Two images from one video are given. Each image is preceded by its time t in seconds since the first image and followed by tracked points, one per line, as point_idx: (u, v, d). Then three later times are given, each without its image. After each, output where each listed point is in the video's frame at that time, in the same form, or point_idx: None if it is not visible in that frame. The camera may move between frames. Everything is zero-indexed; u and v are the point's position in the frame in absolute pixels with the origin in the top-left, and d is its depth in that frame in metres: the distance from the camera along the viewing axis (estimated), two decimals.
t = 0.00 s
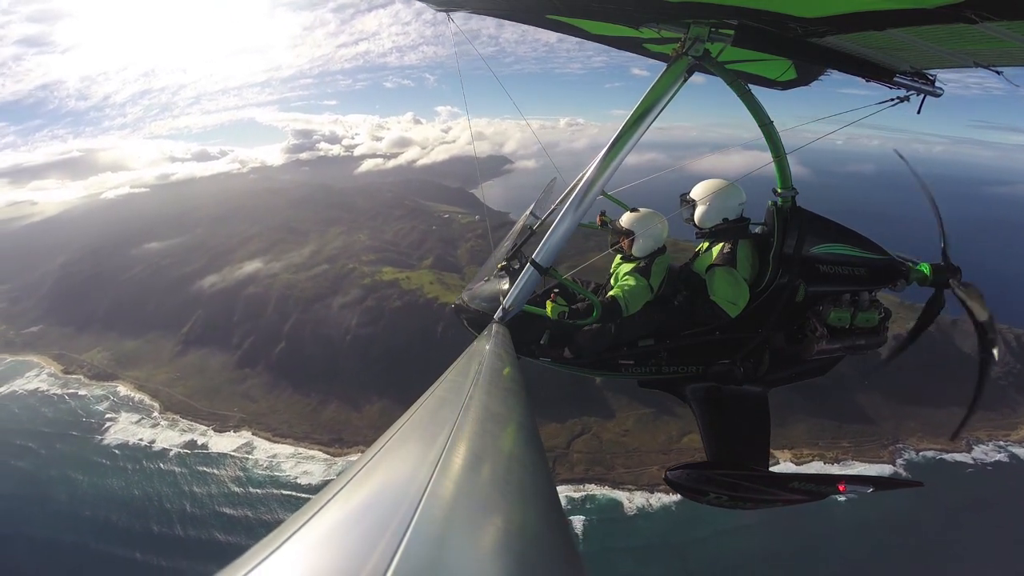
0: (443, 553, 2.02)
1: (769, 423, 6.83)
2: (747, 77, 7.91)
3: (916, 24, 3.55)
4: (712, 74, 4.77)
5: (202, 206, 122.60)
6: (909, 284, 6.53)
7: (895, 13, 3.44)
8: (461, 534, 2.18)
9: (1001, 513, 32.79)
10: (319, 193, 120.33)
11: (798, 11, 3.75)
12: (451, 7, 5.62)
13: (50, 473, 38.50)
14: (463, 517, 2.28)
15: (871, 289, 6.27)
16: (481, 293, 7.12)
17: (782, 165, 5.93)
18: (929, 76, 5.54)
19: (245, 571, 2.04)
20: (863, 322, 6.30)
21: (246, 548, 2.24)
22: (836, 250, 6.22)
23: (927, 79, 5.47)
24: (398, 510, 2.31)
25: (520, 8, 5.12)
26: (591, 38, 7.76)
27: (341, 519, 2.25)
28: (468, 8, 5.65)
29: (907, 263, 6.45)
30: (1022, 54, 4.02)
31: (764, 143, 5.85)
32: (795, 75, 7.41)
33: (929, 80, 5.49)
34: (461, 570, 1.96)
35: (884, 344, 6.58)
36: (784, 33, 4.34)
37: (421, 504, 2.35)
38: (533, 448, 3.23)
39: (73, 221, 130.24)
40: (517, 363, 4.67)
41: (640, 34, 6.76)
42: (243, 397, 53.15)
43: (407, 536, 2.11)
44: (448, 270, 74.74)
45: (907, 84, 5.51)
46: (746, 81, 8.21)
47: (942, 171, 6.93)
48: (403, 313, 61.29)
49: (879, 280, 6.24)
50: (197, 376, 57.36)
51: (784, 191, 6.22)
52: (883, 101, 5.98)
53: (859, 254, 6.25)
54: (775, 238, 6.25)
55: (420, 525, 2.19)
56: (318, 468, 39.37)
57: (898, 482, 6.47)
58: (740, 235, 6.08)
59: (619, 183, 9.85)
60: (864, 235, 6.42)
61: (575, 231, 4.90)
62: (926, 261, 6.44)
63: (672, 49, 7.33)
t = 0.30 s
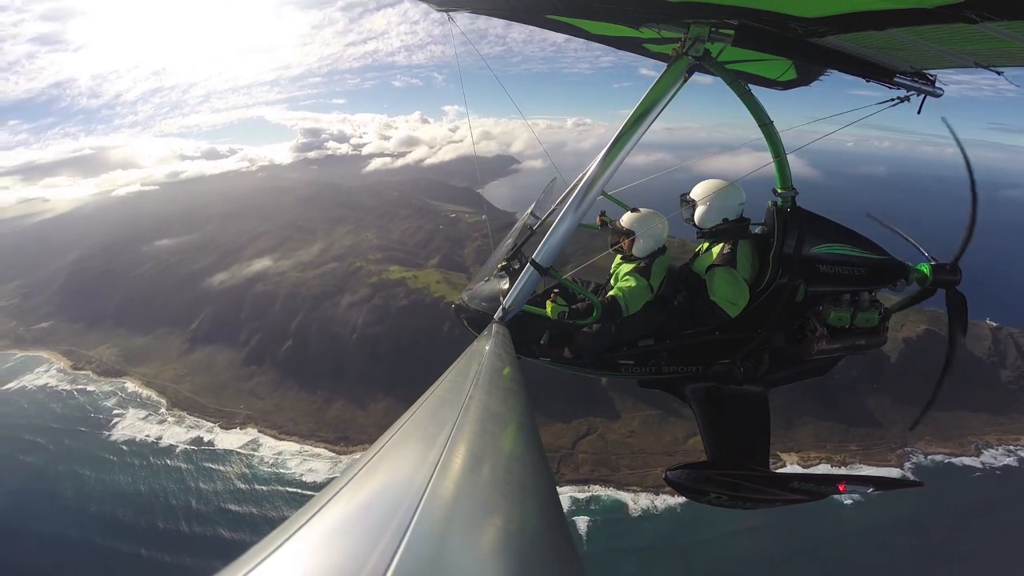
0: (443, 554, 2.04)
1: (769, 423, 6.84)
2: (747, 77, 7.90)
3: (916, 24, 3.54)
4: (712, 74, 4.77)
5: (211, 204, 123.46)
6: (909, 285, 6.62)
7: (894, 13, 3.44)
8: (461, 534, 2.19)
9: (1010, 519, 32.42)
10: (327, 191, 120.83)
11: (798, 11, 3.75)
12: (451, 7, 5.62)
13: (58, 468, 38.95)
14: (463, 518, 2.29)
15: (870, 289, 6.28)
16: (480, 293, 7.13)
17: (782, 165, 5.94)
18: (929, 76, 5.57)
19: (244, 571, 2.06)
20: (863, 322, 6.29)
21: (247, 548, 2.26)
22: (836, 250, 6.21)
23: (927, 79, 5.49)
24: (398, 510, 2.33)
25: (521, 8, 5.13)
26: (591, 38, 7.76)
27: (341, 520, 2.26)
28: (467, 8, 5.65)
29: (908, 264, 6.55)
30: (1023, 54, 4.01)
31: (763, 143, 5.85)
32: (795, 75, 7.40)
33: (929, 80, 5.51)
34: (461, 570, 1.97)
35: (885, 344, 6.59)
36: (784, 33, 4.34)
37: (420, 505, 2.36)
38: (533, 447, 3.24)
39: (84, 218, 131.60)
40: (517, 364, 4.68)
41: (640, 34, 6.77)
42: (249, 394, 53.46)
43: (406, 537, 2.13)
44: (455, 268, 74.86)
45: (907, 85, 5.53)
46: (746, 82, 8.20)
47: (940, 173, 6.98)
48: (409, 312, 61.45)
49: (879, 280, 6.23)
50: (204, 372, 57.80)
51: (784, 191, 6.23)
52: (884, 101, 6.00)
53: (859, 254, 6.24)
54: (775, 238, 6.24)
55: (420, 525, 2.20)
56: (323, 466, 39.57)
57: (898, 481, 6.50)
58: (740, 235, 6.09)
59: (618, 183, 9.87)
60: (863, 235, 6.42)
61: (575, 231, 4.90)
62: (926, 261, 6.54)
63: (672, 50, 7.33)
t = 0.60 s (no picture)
0: (444, 556, 2.05)
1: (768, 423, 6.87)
2: (747, 77, 7.88)
3: (915, 24, 3.53)
4: (712, 74, 4.76)
5: (220, 202, 124.34)
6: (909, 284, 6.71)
7: (894, 13, 3.43)
8: (462, 537, 2.20)
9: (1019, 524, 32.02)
10: (335, 189, 121.23)
11: (798, 11, 3.75)
12: (451, 7, 5.62)
13: (66, 463, 39.36)
14: (464, 519, 2.31)
15: (870, 289, 6.29)
16: (480, 293, 7.15)
17: (782, 165, 5.96)
18: (928, 76, 5.60)
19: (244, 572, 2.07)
20: (864, 322, 6.31)
21: (248, 547, 2.28)
22: (836, 250, 6.21)
23: (928, 79, 5.51)
24: (398, 510, 2.34)
25: (522, 8, 5.13)
26: (591, 38, 7.77)
27: (342, 518, 2.28)
28: (467, 8, 5.64)
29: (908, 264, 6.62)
30: None
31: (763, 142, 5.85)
32: (795, 75, 7.38)
33: (929, 80, 5.53)
34: (462, 571, 1.99)
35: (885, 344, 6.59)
36: (784, 34, 4.33)
37: (421, 504, 2.39)
38: (533, 447, 3.27)
39: (95, 214, 132.94)
40: (517, 364, 4.70)
41: (640, 34, 6.77)
42: (256, 391, 53.78)
43: (408, 536, 2.16)
44: (461, 267, 74.91)
45: (907, 84, 5.55)
46: (746, 82, 8.18)
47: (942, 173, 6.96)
48: (416, 311, 61.56)
49: (879, 280, 6.24)
50: (212, 369, 58.20)
51: (784, 191, 6.23)
52: (884, 101, 6.04)
53: (860, 254, 6.25)
54: (775, 238, 6.23)
55: (419, 526, 2.22)
56: (328, 463, 39.76)
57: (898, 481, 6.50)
58: (740, 235, 6.09)
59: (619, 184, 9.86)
60: (864, 235, 6.42)
61: (575, 231, 4.92)
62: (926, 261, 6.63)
63: (672, 50, 7.31)
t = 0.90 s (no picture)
0: (444, 554, 2.08)
1: (768, 423, 6.88)
2: (747, 77, 7.86)
3: (916, 23, 3.54)
4: (712, 74, 4.77)
5: (229, 197, 124.99)
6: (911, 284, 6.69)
7: (893, 14, 3.45)
8: (462, 534, 2.23)
9: None
10: (342, 186, 121.60)
11: (798, 11, 3.75)
12: (451, 8, 5.63)
13: (75, 458, 39.84)
14: (464, 517, 2.34)
15: (871, 289, 6.29)
16: (480, 293, 7.18)
17: (782, 164, 5.97)
18: (929, 76, 5.62)
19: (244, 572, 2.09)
20: (864, 322, 6.33)
21: (249, 547, 2.30)
22: (836, 250, 6.21)
23: (927, 79, 5.54)
24: (398, 509, 2.37)
25: (521, 8, 5.14)
26: (591, 38, 7.77)
27: (342, 519, 2.30)
28: (467, 8, 5.64)
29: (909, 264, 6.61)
30: (1023, 55, 4.02)
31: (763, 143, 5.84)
32: (795, 75, 7.36)
33: (929, 80, 5.55)
34: (461, 570, 2.01)
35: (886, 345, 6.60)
36: (783, 34, 4.34)
37: (421, 504, 2.41)
38: (533, 447, 3.29)
39: (105, 211, 134.23)
40: (517, 363, 4.72)
41: (640, 35, 6.78)
42: (262, 387, 54.12)
43: (408, 535, 2.18)
44: (468, 264, 74.98)
45: (907, 84, 5.57)
46: (746, 82, 8.16)
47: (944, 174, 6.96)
48: (422, 308, 61.68)
49: (880, 280, 6.23)
50: (219, 365, 58.64)
51: (785, 191, 6.23)
52: (884, 101, 6.05)
53: (861, 254, 6.25)
54: (775, 238, 6.23)
55: (419, 526, 2.23)
56: (334, 459, 39.96)
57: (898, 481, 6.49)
58: (740, 235, 6.09)
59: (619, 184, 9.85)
60: (865, 235, 6.42)
61: (574, 232, 4.93)
62: (927, 261, 6.63)
63: (672, 49, 7.31)
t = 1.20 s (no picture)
0: (444, 555, 2.08)
1: (769, 423, 6.88)
2: (747, 78, 7.84)
3: (915, 24, 3.59)
4: (712, 73, 4.79)
5: (237, 194, 125.55)
6: (909, 285, 6.73)
7: (894, 13, 3.49)
8: (460, 534, 2.24)
9: None
10: (349, 184, 121.88)
11: (799, 11, 3.77)
12: (451, 7, 5.62)
13: (83, 453, 40.23)
14: (465, 518, 2.34)
15: (871, 289, 6.33)
16: (480, 293, 7.20)
17: (782, 165, 6.00)
18: (928, 76, 5.65)
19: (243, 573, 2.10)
20: (863, 322, 6.38)
21: (251, 547, 2.32)
22: (835, 250, 6.25)
23: (927, 79, 5.57)
24: (398, 510, 2.38)
25: (522, 8, 5.15)
26: (592, 38, 7.77)
27: (341, 519, 2.32)
28: (467, 8, 5.63)
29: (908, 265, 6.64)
30: (1021, 54, 4.06)
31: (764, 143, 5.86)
32: (795, 75, 7.35)
33: (928, 81, 5.59)
34: (461, 570, 2.02)
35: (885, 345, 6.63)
36: (785, 34, 4.36)
37: (421, 506, 2.42)
38: (533, 448, 3.31)
39: (115, 207, 135.19)
40: (517, 364, 4.73)
41: (640, 35, 6.78)
42: (269, 384, 54.39)
43: (407, 536, 2.18)
44: (474, 262, 75.01)
45: (907, 85, 5.61)
46: (746, 82, 8.14)
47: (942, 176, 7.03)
48: (428, 306, 61.76)
49: (880, 280, 6.27)
50: (226, 361, 59.01)
51: (784, 191, 6.26)
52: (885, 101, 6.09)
53: (860, 254, 6.29)
54: (775, 238, 6.26)
55: (419, 526, 2.24)
56: (340, 456, 40.12)
57: (898, 481, 6.49)
58: (740, 235, 6.11)
59: (621, 182, 9.84)
60: (864, 235, 6.46)
61: (574, 232, 4.94)
62: (925, 261, 6.67)
63: (672, 49, 7.31)
